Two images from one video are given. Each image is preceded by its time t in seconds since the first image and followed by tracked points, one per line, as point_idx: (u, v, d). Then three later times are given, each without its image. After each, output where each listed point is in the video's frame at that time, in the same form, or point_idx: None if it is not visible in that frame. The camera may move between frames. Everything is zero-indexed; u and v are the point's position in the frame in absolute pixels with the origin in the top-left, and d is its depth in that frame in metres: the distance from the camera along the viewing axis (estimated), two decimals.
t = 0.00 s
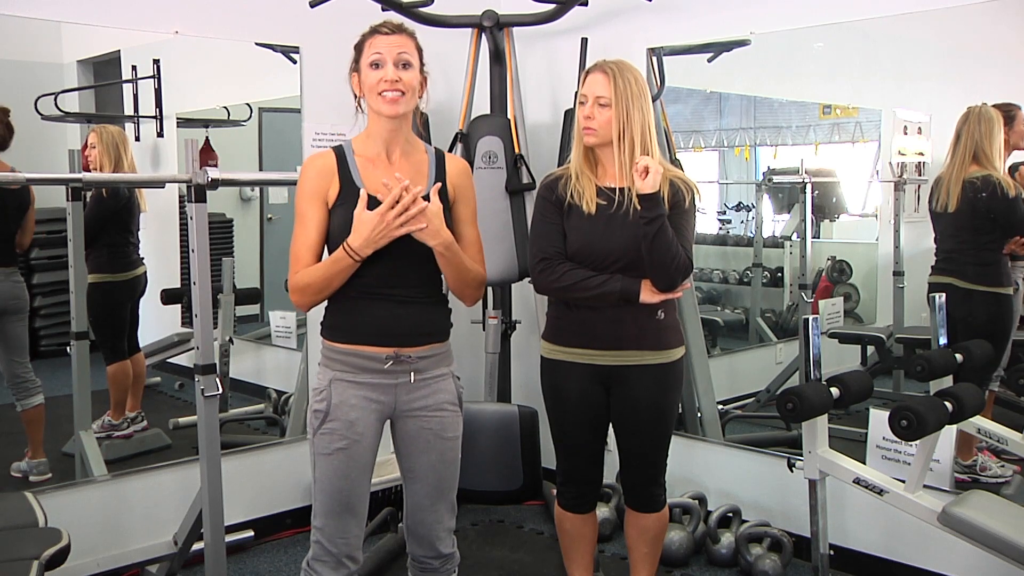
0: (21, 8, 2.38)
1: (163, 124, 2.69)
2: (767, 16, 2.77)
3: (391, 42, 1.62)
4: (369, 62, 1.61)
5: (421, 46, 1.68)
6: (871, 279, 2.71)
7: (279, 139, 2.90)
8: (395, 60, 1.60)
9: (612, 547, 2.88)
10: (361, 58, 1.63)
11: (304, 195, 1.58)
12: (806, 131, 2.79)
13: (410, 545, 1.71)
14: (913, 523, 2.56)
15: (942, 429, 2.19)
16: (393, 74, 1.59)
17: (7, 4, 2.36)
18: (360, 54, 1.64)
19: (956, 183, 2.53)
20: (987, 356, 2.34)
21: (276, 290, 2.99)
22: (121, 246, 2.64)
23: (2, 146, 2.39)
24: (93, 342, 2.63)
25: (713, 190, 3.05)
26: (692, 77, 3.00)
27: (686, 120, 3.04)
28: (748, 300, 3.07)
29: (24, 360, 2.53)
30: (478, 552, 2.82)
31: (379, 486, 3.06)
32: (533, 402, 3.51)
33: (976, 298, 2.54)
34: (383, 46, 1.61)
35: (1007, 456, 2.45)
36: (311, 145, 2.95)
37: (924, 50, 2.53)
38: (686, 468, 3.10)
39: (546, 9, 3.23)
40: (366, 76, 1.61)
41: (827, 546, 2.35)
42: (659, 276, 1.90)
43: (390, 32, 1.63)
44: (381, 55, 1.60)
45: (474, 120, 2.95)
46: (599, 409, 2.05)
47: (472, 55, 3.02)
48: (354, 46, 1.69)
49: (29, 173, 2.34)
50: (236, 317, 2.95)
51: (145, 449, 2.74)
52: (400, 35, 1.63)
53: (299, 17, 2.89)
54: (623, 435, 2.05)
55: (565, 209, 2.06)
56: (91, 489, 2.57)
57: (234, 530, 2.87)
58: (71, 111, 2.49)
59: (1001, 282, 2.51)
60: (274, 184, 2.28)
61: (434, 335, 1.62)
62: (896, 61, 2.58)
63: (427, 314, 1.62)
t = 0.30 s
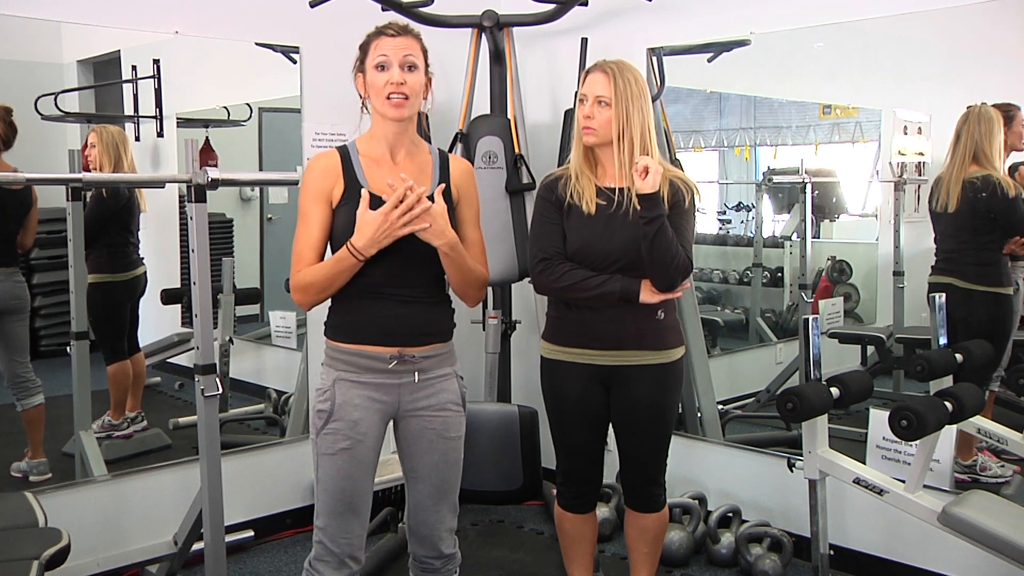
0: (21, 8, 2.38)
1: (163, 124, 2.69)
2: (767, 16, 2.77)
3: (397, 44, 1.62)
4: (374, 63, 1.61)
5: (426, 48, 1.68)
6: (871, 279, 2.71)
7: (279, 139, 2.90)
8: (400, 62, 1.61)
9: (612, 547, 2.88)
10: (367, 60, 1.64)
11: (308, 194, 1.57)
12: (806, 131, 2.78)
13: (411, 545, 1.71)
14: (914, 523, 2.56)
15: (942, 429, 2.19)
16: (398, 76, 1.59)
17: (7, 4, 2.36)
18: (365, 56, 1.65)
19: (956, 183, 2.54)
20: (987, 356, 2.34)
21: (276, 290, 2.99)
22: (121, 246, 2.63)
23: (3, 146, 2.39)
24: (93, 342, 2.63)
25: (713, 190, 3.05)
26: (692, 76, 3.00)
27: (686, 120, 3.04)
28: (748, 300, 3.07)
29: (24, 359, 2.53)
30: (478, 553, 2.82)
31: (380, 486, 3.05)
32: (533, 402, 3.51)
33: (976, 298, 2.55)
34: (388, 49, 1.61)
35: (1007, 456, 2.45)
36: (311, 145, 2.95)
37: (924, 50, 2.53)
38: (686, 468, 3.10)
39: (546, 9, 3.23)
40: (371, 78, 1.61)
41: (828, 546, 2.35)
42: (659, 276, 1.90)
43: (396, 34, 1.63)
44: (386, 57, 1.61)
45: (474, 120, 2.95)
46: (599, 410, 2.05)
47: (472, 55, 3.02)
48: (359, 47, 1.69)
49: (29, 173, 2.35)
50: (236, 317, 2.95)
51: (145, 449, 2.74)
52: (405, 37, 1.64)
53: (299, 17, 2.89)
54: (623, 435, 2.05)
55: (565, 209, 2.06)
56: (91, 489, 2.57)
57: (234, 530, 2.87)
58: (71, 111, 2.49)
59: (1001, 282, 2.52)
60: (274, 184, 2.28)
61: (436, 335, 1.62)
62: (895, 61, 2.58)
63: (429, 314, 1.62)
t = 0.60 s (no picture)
0: (21, 8, 2.38)
1: (163, 124, 2.69)
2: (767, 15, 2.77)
3: (400, 46, 1.62)
4: (378, 65, 1.62)
5: (429, 50, 1.69)
6: (872, 279, 2.71)
7: (279, 139, 2.90)
8: (403, 64, 1.61)
9: (612, 547, 2.88)
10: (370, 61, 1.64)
11: (309, 193, 1.57)
12: (806, 131, 2.78)
13: (411, 545, 1.71)
14: (914, 523, 2.56)
15: (942, 429, 2.19)
16: (401, 78, 1.60)
17: (6, 4, 2.36)
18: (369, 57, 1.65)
19: (956, 183, 2.54)
20: (987, 356, 2.34)
21: (276, 290, 2.99)
22: (121, 246, 2.64)
23: (3, 146, 2.39)
24: (93, 342, 2.63)
25: (713, 190, 3.05)
26: (692, 77, 3.00)
27: (686, 120, 3.03)
28: (748, 300, 3.07)
29: (24, 359, 2.53)
30: (478, 552, 2.82)
31: (380, 486, 3.07)
32: (533, 402, 3.51)
33: (976, 298, 2.55)
34: (391, 51, 1.62)
35: (1007, 456, 2.45)
36: (311, 145, 2.95)
37: (924, 50, 2.53)
38: (687, 468, 3.09)
39: (546, 9, 3.23)
40: (374, 80, 1.61)
41: (828, 546, 2.35)
42: (658, 276, 1.90)
43: (400, 36, 1.64)
44: (389, 59, 1.61)
45: (474, 120, 2.95)
46: (600, 409, 2.05)
47: (472, 55, 3.02)
48: (362, 47, 1.69)
49: (29, 172, 2.35)
50: (236, 317, 2.95)
51: (145, 449, 2.74)
52: (409, 39, 1.64)
53: (299, 17, 2.89)
54: (623, 435, 2.05)
55: (565, 209, 2.06)
56: (91, 489, 2.58)
57: (234, 530, 2.87)
58: (71, 111, 2.49)
59: (1001, 281, 2.51)
60: (274, 184, 2.28)
61: (436, 335, 1.63)
62: (896, 61, 2.58)
63: (429, 314, 1.62)
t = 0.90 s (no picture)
0: (21, 8, 2.38)
1: (163, 124, 2.69)
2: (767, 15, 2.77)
3: (396, 46, 1.62)
4: (374, 66, 1.62)
5: (426, 50, 1.69)
6: (871, 279, 2.71)
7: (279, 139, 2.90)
8: (400, 65, 1.61)
9: (612, 547, 2.88)
10: (366, 62, 1.64)
11: (306, 194, 1.57)
12: (806, 131, 2.78)
13: (411, 545, 1.71)
14: (913, 523, 2.56)
15: (942, 429, 2.19)
16: (398, 79, 1.60)
17: (7, 4, 2.36)
18: (365, 57, 1.65)
19: (956, 183, 2.54)
20: (987, 356, 2.34)
21: (276, 290, 2.99)
22: (121, 246, 2.63)
23: (3, 146, 2.39)
24: (93, 342, 2.63)
25: (713, 190, 3.05)
26: (692, 77, 3.00)
27: (686, 120, 3.03)
28: (748, 300, 3.08)
29: (25, 360, 2.53)
30: (478, 552, 2.82)
31: (380, 486, 3.07)
32: (532, 402, 3.51)
33: (976, 298, 2.55)
34: (388, 52, 1.61)
35: (1007, 456, 2.45)
36: (311, 145, 2.95)
37: (924, 50, 2.53)
38: (687, 468, 3.09)
39: (546, 9, 3.23)
40: (372, 81, 1.61)
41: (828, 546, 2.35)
42: (659, 275, 1.90)
43: (396, 35, 1.63)
44: (386, 60, 1.61)
45: (474, 120, 2.95)
46: (600, 409, 2.05)
47: (472, 55, 3.02)
48: (358, 46, 1.69)
49: (29, 172, 2.34)
50: (236, 317, 2.95)
51: (146, 449, 2.74)
52: (405, 39, 1.64)
53: (299, 17, 2.89)
54: (623, 435, 2.05)
55: (566, 209, 2.06)
56: (91, 489, 2.57)
57: (234, 530, 2.87)
58: (71, 111, 2.49)
59: (1001, 281, 2.52)
60: (274, 184, 2.28)
61: (436, 335, 1.63)
62: (896, 61, 2.58)
63: (429, 314, 1.62)
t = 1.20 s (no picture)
0: (21, 8, 2.38)
1: (163, 123, 2.68)
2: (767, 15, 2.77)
3: (394, 45, 1.62)
4: (372, 65, 1.62)
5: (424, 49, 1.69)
6: (871, 279, 2.71)
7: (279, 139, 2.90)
8: (398, 64, 1.61)
9: (612, 547, 2.88)
10: (364, 61, 1.64)
11: (303, 193, 1.57)
12: (806, 131, 2.78)
13: (410, 546, 1.71)
14: (913, 523, 2.56)
15: (942, 429, 2.19)
16: (397, 78, 1.60)
17: (7, 4, 2.36)
18: (362, 56, 1.64)
19: (956, 183, 2.54)
20: (987, 356, 2.34)
21: (276, 290, 2.99)
22: (120, 246, 2.64)
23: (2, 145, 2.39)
24: (93, 342, 2.63)
25: (713, 190, 3.05)
26: (692, 77, 3.00)
27: (686, 120, 3.03)
28: (748, 300, 3.08)
29: (25, 360, 2.53)
30: (478, 552, 2.82)
31: (379, 486, 3.07)
32: (532, 402, 3.51)
33: (976, 298, 2.55)
34: (386, 50, 1.61)
35: (1007, 456, 2.45)
36: (311, 145, 2.95)
37: (924, 50, 2.53)
38: (686, 468, 3.09)
39: (546, 9, 3.23)
40: (370, 80, 1.61)
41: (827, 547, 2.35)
42: (660, 275, 1.90)
43: (394, 34, 1.63)
44: (384, 59, 1.61)
45: (474, 120, 2.95)
46: (600, 409, 2.05)
47: (472, 54, 3.02)
48: (355, 45, 1.69)
49: (29, 173, 2.34)
50: (236, 317, 2.95)
51: (146, 449, 2.74)
52: (403, 38, 1.64)
53: (299, 17, 2.89)
54: (623, 435, 2.05)
55: (566, 209, 2.06)
56: (91, 489, 2.57)
57: (234, 530, 2.87)
58: (71, 111, 2.49)
59: (1001, 281, 2.52)
60: (274, 184, 2.28)
61: (435, 335, 1.63)
62: (896, 62, 2.58)
63: (428, 314, 1.62)
